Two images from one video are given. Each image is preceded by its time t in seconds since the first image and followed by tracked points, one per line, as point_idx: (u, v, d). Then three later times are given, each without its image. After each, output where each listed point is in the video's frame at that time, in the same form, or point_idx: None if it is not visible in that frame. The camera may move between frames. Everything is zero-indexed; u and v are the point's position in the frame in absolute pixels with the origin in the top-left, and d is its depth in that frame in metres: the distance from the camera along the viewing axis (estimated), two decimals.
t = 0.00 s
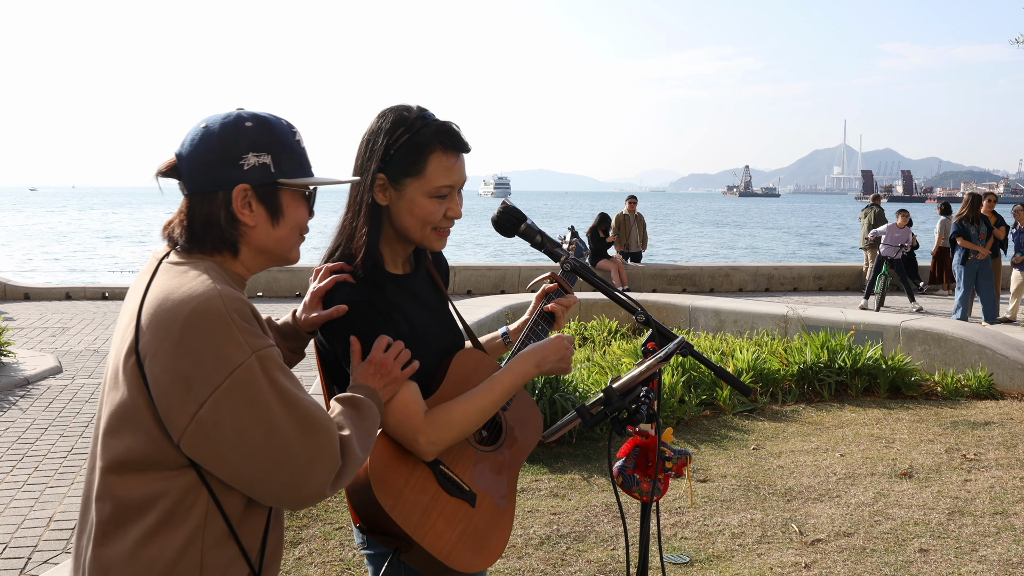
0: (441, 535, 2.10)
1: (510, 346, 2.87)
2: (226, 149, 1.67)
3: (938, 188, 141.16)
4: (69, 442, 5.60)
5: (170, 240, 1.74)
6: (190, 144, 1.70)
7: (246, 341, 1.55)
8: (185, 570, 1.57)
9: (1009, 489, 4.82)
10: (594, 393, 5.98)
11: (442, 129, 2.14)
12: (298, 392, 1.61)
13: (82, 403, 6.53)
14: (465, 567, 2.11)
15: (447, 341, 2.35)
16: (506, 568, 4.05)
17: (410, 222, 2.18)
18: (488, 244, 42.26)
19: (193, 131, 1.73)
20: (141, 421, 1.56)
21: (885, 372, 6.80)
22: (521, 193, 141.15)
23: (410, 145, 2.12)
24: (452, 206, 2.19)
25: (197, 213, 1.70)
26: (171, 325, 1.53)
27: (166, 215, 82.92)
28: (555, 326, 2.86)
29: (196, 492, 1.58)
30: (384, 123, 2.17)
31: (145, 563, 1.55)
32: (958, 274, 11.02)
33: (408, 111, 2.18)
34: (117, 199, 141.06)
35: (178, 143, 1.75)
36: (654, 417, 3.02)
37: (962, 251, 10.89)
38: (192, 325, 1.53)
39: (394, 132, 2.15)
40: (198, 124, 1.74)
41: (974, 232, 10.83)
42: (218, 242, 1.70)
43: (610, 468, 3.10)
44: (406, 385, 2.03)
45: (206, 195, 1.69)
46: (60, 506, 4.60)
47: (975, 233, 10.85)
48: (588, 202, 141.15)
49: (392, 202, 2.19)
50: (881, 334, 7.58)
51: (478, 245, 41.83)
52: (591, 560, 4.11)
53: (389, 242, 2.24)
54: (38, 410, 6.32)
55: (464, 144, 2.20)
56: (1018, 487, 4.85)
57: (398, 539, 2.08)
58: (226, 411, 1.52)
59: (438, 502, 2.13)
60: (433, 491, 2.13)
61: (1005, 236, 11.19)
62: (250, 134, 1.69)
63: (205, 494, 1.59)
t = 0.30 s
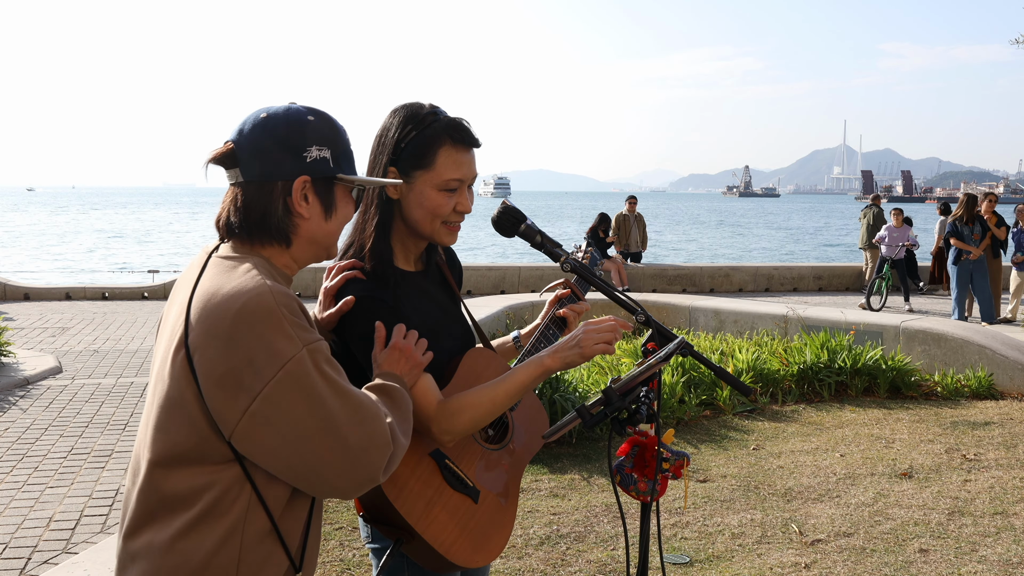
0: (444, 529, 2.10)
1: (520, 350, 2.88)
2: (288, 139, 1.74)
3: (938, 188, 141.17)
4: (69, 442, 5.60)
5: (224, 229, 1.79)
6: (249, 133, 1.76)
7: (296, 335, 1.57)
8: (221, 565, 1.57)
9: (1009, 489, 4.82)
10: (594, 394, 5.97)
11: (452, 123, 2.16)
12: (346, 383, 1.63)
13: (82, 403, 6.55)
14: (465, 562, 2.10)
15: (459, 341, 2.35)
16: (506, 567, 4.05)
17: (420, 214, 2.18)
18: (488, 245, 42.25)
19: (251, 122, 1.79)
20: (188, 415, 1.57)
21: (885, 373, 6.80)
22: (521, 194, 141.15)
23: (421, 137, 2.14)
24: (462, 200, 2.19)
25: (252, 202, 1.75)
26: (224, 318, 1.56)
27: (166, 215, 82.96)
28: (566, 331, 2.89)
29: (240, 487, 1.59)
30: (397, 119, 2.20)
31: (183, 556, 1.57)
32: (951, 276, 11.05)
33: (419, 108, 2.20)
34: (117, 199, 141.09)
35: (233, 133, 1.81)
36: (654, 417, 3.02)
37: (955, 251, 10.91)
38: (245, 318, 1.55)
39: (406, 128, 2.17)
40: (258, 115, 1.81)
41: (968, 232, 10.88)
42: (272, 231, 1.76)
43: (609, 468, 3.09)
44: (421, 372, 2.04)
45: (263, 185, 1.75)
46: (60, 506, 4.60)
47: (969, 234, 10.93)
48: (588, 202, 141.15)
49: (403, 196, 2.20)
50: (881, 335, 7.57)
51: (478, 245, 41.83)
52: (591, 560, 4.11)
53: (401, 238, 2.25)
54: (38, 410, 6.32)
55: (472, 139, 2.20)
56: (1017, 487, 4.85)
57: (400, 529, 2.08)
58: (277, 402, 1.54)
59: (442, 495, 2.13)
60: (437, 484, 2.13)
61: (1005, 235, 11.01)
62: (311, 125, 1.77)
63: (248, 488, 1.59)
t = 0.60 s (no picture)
0: (454, 528, 2.10)
1: (528, 352, 2.87)
2: (296, 144, 1.75)
3: (938, 188, 141.17)
4: (69, 442, 5.60)
5: (237, 230, 1.81)
6: (259, 137, 1.77)
7: (316, 324, 1.61)
8: (253, 547, 1.63)
9: (1010, 490, 4.83)
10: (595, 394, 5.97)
11: (462, 119, 2.17)
12: (368, 368, 1.66)
13: (83, 403, 6.55)
14: (475, 562, 2.10)
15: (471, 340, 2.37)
16: (507, 568, 4.05)
17: (430, 210, 2.19)
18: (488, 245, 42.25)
19: (261, 125, 1.80)
20: (221, 411, 1.63)
21: (886, 373, 6.80)
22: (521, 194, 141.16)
23: (431, 134, 2.15)
24: (472, 196, 2.20)
25: (263, 204, 1.77)
26: (242, 316, 1.60)
27: (167, 215, 82.98)
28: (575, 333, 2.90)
29: (271, 471, 1.65)
30: (409, 118, 2.21)
31: (216, 538, 1.62)
32: (951, 275, 11.02)
33: (429, 105, 2.21)
34: (117, 199, 141.08)
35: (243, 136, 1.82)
36: (654, 417, 3.01)
37: (955, 251, 10.91)
38: (263, 314, 1.59)
39: (417, 126, 2.18)
40: (267, 117, 1.81)
41: (968, 233, 10.85)
42: (283, 234, 1.77)
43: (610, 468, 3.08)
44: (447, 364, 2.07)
45: (274, 189, 1.76)
46: (61, 506, 4.60)
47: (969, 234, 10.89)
48: (588, 202, 141.16)
49: (413, 192, 2.21)
50: (882, 335, 7.56)
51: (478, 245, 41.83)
52: (591, 561, 4.11)
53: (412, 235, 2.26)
54: (38, 410, 6.32)
55: (482, 135, 2.21)
56: (1018, 487, 4.85)
57: (410, 528, 2.08)
58: (303, 391, 1.59)
59: (452, 495, 2.13)
60: (448, 483, 2.13)
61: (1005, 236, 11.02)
62: (319, 131, 1.77)
63: (277, 471, 1.66)
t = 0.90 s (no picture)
0: (463, 527, 2.10)
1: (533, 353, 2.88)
2: (295, 144, 1.75)
3: (939, 188, 141.12)
4: (71, 441, 5.60)
5: (241, 231, 1.82)
6: (258, 139, 1.78)
7: (341, 321, 1.63)
8: (272, 539, 1.65)
9: (1010, 490, 4.82)
10: (595, 394, 5.97)
11: (473, 119, 2.18)
12: (389, 361, 1.69)
13: (84, 403, 6.55)
14: (484, 561, 2.11)
15: (478, 340, 2.37)
16: (508, 568, 4.05)
17: (437, 208, 2.19)
18: (488, 245, 42.27)
19: (259, 127, 1.80)
20: (242, 410, 1.64)
21: (886, 373, 6.80)
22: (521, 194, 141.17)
23: (441, 133, 2.16)
24: (480, 196, 2.20)
25: (265, 205, 1.78)
26: (267, 313, 1.61)
27: (167, 215, 83.00)
28: (579, 335, 2.91)
29: (288, 463, 1.67)
30: (420, 116, 2.22)
31: (235, 531, 1.63)
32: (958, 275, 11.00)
33: (441, 104, 2.22)
34: (117, 199, 141.17)
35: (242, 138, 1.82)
36: (655, 418, 3.00)
37: (962, 252, 10.86)
38: (289, 311, 1.60)
39: (428, 125, 2.20)
40: (264, 120, 1.81)
41: (975, 232, 10.77)
42: (285, 234, 1.78)
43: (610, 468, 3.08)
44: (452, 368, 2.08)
45: (275, 190, 1.77)
46: (61, 506, 4.60)
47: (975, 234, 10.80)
48: (588, 202, 141.16)
49: (422, 190, 2.21)
50: (882, 335, 7.55)
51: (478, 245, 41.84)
52: (592, 561, 4.11)
53: (419, 233, 2.26)
54: (39, 410, 6.33)
55: (493, 136, 2.22)
56: (1018, 487, 4.85)
57: (419, 526, 2.07)
58: (331, 385, 1.61)
59: (462, 494, 2.12)
60: (458, 482, 2.13)
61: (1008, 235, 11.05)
62: (316, 130, 1.77)
63: (296, 464, 1.68)
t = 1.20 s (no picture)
0: (456, 524, 2.09)
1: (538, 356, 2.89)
2: (300, 144, 1.75)
3: (939, 189, 141.07)
4: (72, 441, 5.61)
5: (244, 233, 1.81)
6: (262, 139, 1.77)
7: (328, 337, 1.63)
8: (270, 542, 1.65)
9: (1011, 490, 4.82)
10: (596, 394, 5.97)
11: (473, 114, 2.19)
12: (372, 385, 1.68)
13: (85, 403, 6.56)
14: (477, 560, 2.11)
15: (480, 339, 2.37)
16: (509, 568, 4.05)
17: (441, 203, 2.19)
18: (488, 245, 42.26)
19: (262, 127, 1.80)
20: (237, 415, 1.65)
21: (887, 373, 6.80)
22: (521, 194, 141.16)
23: (440, 129, 2.16)
24: (483, 189, 2.21)
25: (269, 205, 1.78)
26: (258, 322, 1.61)
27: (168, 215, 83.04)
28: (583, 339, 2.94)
29: (285, 468, 1.67)
30: (417, 115, 2.22)
31: (233, 534, 1.64)
32: (962, 275, 10.98)
33: (440, 102, 2.23)
34: (118, 199, 141.21)
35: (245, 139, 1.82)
36: (656, 418, 3.01)
37: (967, 252, 10.87)
38: (279, 322, 1.61)
39: (427, 123, 2.20)
40: (267, 120, 1.81)
41: (981, 233, 10.83)
42: (291, 234, 1.78)
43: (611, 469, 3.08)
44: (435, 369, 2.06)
45: (278, 190, 1.77)
46: (62, 506, 4.61)
47: (980, 234, 10.88)
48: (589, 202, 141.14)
49: (425, 187, 2.21)
50: (882, 335, 7.54)
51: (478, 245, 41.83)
52: (593, 561, 4.11)
53: (423, 232, 2.26)
54: (39, 410, 6.33)
55: (494, 130, 2.23)
56: (1019, 487, 4.86)
57: (412, 523, 2.07)
58: (308, 403, 1.60)
59: (455, 492, 2.12)
60: (452, 479, 2.12)
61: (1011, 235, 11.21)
62: (321, 130, 1.78)
63: (291, 469, 1.68)
